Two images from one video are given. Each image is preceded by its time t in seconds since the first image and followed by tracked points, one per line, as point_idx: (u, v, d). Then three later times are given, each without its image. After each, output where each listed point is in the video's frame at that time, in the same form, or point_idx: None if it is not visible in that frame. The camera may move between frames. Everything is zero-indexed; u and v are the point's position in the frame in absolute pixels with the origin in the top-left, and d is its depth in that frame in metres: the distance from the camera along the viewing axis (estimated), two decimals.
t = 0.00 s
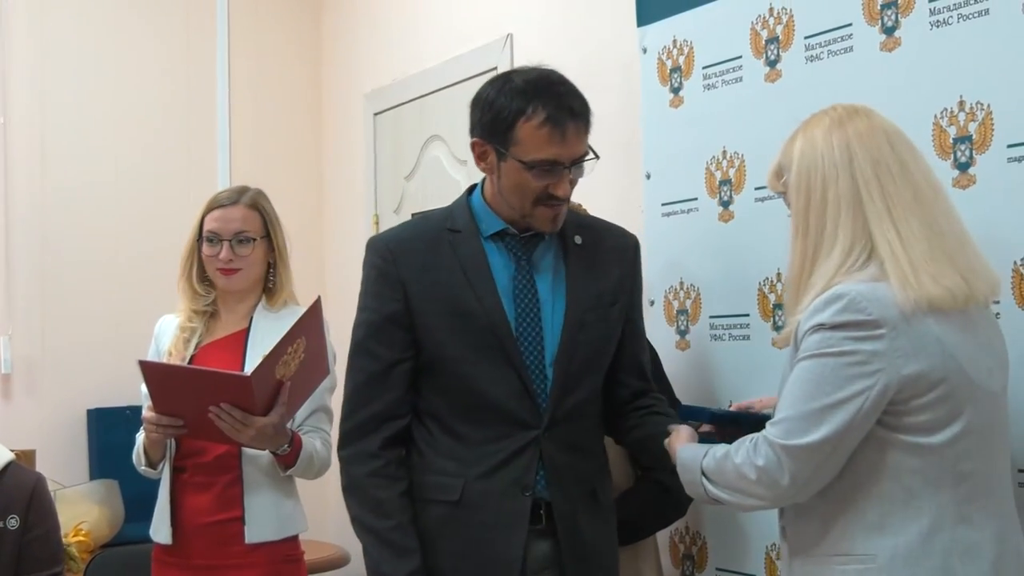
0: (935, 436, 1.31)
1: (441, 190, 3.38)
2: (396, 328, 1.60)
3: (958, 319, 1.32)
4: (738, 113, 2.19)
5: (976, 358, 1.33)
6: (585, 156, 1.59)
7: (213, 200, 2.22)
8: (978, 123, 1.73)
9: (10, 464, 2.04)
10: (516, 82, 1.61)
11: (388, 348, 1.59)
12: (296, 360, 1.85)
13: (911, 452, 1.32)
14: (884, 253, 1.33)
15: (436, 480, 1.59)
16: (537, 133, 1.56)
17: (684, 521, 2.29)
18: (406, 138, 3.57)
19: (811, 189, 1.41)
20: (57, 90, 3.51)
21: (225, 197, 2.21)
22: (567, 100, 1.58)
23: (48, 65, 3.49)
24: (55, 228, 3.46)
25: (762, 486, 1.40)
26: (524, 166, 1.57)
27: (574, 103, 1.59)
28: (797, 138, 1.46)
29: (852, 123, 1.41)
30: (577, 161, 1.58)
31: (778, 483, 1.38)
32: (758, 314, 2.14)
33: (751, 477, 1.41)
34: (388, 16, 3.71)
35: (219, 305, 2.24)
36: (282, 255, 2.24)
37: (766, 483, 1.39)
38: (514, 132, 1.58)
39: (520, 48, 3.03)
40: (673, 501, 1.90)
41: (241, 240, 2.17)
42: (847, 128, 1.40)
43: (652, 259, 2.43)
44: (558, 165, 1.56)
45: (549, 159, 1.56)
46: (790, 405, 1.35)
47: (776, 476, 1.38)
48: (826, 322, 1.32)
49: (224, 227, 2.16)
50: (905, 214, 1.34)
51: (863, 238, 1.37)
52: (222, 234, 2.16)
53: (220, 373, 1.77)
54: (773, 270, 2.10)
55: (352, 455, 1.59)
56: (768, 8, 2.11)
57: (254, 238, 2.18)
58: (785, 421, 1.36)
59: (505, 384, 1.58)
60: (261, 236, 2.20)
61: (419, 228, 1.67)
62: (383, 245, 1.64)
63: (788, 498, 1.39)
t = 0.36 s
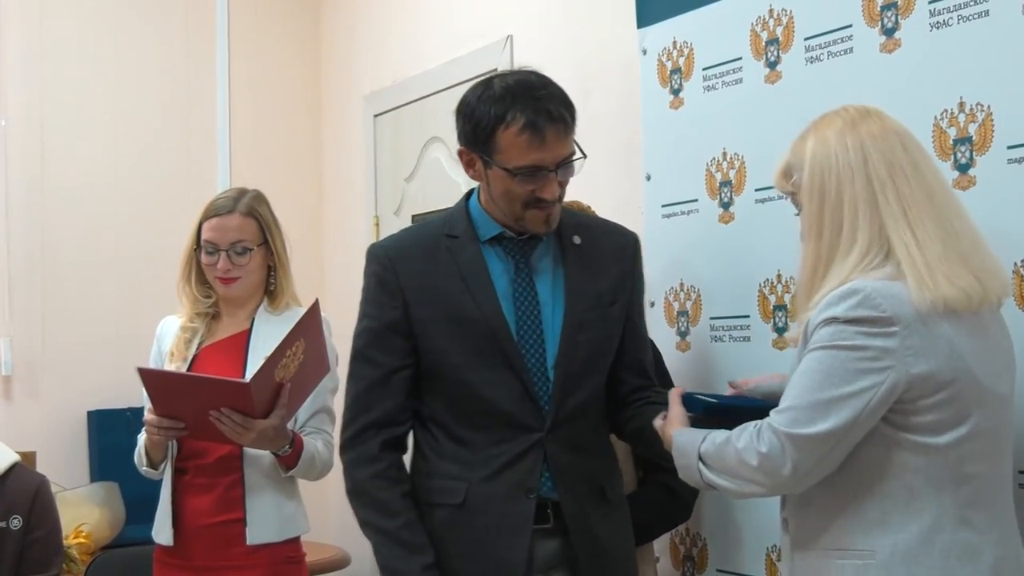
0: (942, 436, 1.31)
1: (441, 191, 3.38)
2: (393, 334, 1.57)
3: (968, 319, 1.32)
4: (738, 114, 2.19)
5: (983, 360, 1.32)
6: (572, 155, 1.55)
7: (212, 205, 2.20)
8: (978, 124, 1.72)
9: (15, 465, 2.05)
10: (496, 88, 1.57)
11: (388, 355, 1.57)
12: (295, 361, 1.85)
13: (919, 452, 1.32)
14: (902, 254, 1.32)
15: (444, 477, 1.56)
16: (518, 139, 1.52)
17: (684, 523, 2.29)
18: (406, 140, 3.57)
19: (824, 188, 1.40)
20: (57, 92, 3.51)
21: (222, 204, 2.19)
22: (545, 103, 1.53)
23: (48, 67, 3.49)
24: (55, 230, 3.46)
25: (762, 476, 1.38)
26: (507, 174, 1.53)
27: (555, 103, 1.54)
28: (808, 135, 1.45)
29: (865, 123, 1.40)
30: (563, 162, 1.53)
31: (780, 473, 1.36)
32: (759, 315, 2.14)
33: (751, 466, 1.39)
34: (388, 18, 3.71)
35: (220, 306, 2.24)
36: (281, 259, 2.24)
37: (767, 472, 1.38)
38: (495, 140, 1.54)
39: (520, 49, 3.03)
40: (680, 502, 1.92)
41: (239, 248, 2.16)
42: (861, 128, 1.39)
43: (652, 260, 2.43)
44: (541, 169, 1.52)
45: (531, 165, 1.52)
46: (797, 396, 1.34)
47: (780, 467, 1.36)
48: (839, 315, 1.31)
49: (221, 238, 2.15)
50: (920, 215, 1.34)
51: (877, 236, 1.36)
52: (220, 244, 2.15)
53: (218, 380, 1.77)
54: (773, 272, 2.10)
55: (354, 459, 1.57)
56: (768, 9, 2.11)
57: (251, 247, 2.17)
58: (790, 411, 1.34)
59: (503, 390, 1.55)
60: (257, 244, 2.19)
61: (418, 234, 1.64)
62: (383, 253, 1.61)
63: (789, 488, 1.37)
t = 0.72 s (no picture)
0: (918, 435, 1.31)
1: (442, 191, 3.38)
2: (479, 330, 1.67)
3: (949, 319, 1.32)
4: (739, 114, 2.19)
5: (964, 359, 1.32)
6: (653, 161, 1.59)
7: (212, 206, 2.20)
8: (979, 124, 1.72)
9: (13, 465, 2.05)
10: (581, 92, 1.62)
11: (470, 353, 1.67)
12: (296, 363, 1.85)
13: (888, 448, 1.33)
14: (879, 252, 1.33)
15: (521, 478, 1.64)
16: (592, 145, 1.57)
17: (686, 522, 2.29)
18: (407, 139, 3.57)
19: (807, 190, 1.41)
20: (58, 91, 3.51)
21: (225, 205, 2.19)
22: (623, 111, 1.58)
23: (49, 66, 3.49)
24: (56, 230, 3.46)
25: (733, 470, 1.40)
26: (583, 178, 1.59)
27: (634, 112, 1.58)
28: (795, 139, 1.47)
29: (850, 128, 1.41)
30: (638, 169, 1.58)
31: (751, 466, 1.38)
32: (759, 314, 2.14)
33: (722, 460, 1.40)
34: (388, 17, 3.71)
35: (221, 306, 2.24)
36: (282, 259, 2.24)
37: (738, 466, 1.39)
38: (573, 145, 1.60)
39: (521, 49, 3.02)
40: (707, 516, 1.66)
41: (242, 250, 2.16)
42: (845, 132, 1.41)
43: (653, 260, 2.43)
44: (615, 176, 1.57)
45: (605, 172, 1.57)
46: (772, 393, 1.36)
47: (750, 462, 1.38)
48: (814, 314, 1.33)
49: (224, 239, 2.14)
50: (901, 217, 1.34)
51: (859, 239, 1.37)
52: (223, 245, 2.15)
53: (219, 387, 1.77)
54: (773, 271, 2.10)
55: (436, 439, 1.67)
56: (769, 9, 2.11)
57: (254, 247, 2.17)
58: (762, 407, 1.36)
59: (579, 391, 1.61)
60: (261, 244, 2.19)
61: (508, 235, 1.72)
62: (472, 253, 1.70)
63: (759, 482, 1.39)
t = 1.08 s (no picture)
0: (840, 436, 1.18)
1: (435, 191, 3.38)
2: (525, 329, 1.58)
3: (882, 321, 1.19)
4: (733, 114, 2.19)
5: (897, 357, 1.19)
6: (669, 166, 1.51)
7: (209, 205, 2.20)
8: (972, 125, 1.72)
9: (4, 464, 2.05)
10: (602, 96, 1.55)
11: (518, 347, 1.58)
12: (291, 366, 1.85)
13: (806, 448, 1.21)
14: (802, 250, 1.21)
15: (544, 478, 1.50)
16: (606, 155, 1.51)
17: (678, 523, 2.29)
18: (401, 139, 3.57)
19: (745, 189, 1.28)
20: (52, 90, 3.50)
21: (222, 205, 2.19)
22: (637, 118, 1.50)
23: (42, 64, 3.49)
24: (49, 228, 3.46)
25: (655, 480, 1.29)
26: (602, 187, 1.54)
27: (649, 117, 1.50)
28: (741, 133, 1.35)
29: (793, 124, 1.29)
30: (651, 177, 1.50)
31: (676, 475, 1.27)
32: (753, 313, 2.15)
33: (643, 470, 1.30)
34: (382, 16, 3.71)
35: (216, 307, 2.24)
36: (279, 259, 2.24)
37: (661, 476, 1.28)
38: (591, 153, 1.54)
39: (514, 49, 3.03)
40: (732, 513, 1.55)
41: (241, 249, 2.16)
42: (785, 128, 1.28)
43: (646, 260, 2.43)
44: (632, 186, 1.51)
45: (621, 181, 1.51)
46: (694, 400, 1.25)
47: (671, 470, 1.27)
48: (731, 317, 1.22)
49: (223, 239, 2.14)
50: (831, 214, 1.22)
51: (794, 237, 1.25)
52: (222, 245, 2.15)
53: (214, 392, 1.77)
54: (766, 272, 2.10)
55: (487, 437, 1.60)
56: (764, 9, 2.11)
57: (252, 247, 2.17)
58: (686, 413, 1.25)
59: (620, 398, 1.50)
60: (258, 244, 2.19)
61: (558, 233, 1.63)
62: (522, 252, 1.62)
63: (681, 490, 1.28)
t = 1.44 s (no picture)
0: (806, 441, 1.19)
1: (425, 192, 3.38)
2: (523, 333, 1.64)
3: (845, 323, 1.20)
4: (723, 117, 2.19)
5: (862, 359, 1.19)
6: (625, 171, 1.51)
7: (202, 202, 2.20)
8: (962, 127, 1.73)
9: None
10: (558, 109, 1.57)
11: (517, 350, 1.65)
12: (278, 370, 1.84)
13: (774, 455, 1.22)
14: (766, 255, 1.22)
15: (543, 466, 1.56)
16: (562, 168, 1.53)
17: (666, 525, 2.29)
18: (390, 139, 3.57)
19: (708, 194, 1.29)
20: (42, 90, 3.49)
21: (215, 200, 2.20)
22: (587, 129, 1.51)
23: (33, 62, 3.48)
24: (39, 227, 3.45)
25: (631, 491, 1.29)
26: (568, 198, 1.56)
27: (600, 126, 1.51)
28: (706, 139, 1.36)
29: (756, 129, 1.30)
30: (607, 184, 1.51)
31: (650, 485, 1.27)
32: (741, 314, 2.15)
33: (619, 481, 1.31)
34: (373, 17, 3.72)
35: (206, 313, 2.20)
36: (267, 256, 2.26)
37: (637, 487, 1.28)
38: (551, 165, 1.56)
39: (504, 50, 3.03)
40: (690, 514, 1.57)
41: (242, 240, 2.18)
42: (748, 132, 1.29)
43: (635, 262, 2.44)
44: (592, 194, 1.53)
45: (580, 191, 1.53)
46: (664, 409, 1.26)
47: (645, 480, 1.27)
48: (697, 324, 1.23)
49: (226, 229, 2.16)
50: (792, 219, 1.23)
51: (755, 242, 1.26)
52: (224, 235, 2.16)
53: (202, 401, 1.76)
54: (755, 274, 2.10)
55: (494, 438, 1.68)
56: (753, 11, 2.11)
57: (251, 238, 2.20)
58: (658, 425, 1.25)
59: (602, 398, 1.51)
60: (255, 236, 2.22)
61: (555, 236, 1.68)
62: (520, 257, 1.67)
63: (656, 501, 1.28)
